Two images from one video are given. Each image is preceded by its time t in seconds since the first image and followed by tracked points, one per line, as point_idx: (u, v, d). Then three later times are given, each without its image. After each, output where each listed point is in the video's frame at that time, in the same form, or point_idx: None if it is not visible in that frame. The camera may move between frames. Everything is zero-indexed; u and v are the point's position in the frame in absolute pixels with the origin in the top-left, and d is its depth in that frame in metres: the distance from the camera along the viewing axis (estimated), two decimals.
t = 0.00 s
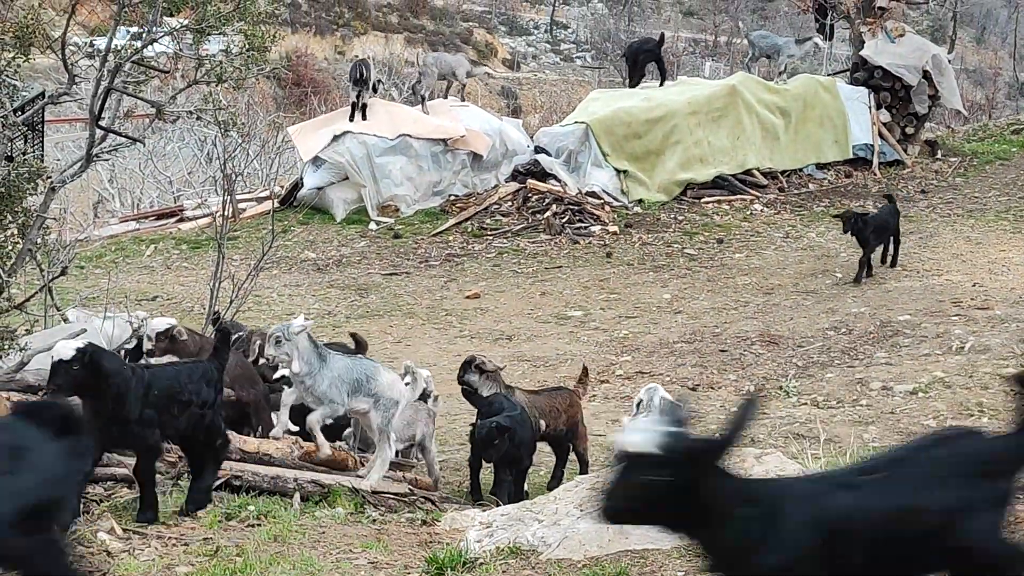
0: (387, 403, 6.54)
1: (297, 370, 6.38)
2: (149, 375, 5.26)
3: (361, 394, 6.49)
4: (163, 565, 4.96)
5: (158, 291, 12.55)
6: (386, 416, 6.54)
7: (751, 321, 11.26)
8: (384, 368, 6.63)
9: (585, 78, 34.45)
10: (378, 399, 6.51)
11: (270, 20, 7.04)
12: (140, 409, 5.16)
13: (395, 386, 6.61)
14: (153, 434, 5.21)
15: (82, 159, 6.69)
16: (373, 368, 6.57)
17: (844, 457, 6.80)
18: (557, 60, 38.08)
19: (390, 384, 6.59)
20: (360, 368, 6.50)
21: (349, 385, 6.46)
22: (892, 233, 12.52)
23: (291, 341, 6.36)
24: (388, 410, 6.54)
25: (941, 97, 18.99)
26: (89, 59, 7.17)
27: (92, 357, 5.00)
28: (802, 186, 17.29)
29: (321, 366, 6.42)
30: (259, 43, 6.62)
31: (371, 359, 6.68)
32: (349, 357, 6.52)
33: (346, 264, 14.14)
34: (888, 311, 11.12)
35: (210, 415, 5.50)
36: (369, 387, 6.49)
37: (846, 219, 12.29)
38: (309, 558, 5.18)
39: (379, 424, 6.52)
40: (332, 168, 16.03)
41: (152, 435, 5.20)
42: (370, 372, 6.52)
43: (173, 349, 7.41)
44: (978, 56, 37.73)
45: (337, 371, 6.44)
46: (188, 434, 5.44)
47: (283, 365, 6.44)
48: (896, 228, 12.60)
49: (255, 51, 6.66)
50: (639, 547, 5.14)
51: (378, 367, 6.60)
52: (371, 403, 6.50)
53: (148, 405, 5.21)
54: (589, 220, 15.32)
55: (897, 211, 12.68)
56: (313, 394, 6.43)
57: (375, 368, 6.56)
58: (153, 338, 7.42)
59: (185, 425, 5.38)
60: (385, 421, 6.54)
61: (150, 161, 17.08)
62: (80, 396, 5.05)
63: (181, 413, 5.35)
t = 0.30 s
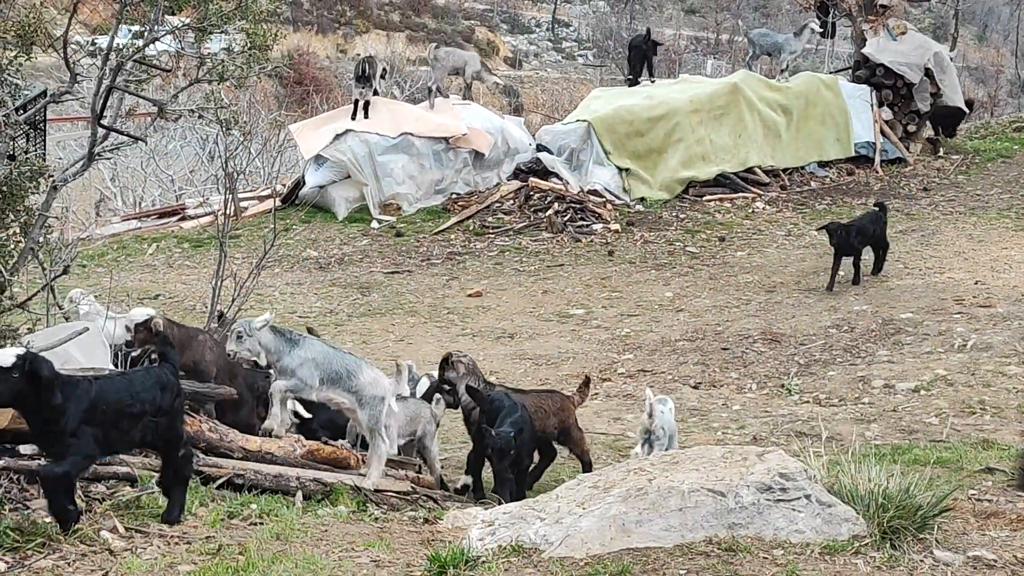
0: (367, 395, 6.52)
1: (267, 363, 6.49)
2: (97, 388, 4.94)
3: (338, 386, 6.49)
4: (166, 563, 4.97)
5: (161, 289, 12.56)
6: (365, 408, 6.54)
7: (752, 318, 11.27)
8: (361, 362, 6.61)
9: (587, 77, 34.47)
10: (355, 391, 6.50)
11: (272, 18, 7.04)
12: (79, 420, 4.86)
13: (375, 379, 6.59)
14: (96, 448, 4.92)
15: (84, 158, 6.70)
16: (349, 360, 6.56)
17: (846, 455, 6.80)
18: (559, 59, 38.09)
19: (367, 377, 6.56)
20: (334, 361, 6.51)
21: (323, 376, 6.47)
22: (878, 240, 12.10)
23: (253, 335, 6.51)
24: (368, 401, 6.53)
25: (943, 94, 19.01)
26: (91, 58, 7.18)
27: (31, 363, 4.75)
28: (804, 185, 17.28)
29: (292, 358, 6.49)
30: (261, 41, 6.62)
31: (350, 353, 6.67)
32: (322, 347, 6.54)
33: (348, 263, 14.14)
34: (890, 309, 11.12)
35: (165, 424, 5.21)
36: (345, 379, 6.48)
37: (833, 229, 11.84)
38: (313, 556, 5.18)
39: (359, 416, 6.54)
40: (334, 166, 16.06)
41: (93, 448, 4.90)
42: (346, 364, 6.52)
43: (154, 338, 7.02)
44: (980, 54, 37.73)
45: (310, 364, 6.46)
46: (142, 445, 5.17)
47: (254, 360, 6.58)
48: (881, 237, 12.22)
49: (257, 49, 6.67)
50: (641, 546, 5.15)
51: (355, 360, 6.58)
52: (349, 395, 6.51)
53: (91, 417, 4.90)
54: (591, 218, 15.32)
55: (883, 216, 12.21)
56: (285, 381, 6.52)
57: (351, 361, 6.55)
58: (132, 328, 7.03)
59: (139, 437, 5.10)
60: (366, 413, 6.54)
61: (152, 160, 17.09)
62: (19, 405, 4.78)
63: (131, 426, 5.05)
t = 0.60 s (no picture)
0: (344, 386, 6.34)
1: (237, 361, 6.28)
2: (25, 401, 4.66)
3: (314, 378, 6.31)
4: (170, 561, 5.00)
5: (164, 287, 12.57)
6: (344, 398, 6.36)
7: (755, 316, 11.25)
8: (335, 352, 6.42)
9: (589, 74, 34.46)
10: (332, 383, 6.31)
11: (275, 16, 7.02)
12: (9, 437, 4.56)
13: (351, 368, 6.40)
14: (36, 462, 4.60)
15: (86, 156, 6.69)
16: (323, 350, 6.38)
17: (848, 452, 6.79)
18: (561, 56, 38.07)
19: (342, 368, 6.37)
20: (307, 352, 6.32)
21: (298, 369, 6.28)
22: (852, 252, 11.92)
23: (219, 339, 6.26)
24: (345, 391, 6.35)
25: (947, 91, 18.98)
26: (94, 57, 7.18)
27: None
28: (806, 182, 17.27)
29: (265, 349, 6.28)
30: (263, 39, 6.61)
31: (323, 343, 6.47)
32: (294, 337, 6.34)
33: (351, 260, 14.14)
34: (893, 306, 11.11)
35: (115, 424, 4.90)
36: (320, 370, 6.29)
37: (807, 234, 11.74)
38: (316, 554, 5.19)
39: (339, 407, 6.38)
40: (337, 163, 16.09)
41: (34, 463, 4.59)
42: (320, 354, 6.33)
43: (157, 324, 7.15)
44: (983, 51, 37.65)
45: (282, 358, 6.27)
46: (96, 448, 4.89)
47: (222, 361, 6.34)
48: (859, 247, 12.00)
49: (259, 47, 6.64)
50: (645, 543, 5.16)
51: (328, 350, 6.39)
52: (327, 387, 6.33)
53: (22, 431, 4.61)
54: (594, 215, 15.31)
55: (853, 223, 12.11)
56: (260, 371, 6.31)
57: (325, 351, 6.36)
58: (140, 306, 7.13)
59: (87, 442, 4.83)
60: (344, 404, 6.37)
61: (155, 157, 17.10)
62: None
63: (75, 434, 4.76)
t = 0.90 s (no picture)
0: (323, 367, 6.62)
1: (215, 354, 6.48)
2: None
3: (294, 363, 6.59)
4: (172, 560, 5.05)
5: (165, 286, 12.58)
6: (323, 379, 6.64)
7: (757, 315, 11.25)
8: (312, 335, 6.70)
9: (591, 73, 34.46)
10: (310, 364, 6.59)
11: (276, 16, 7.02)
12: None
13: (330, 348, 6.67)
14: None
15: (88, 156, 6.70)
16: (300, 334, 6.65)
17: (850, 451, 6.79)
18: (562, 55, 38.05)
19: (320, 347, 6.65)
20: (284, 338, 6.59)
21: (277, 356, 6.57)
22: (815, 256, 11.61)
23: (198, 330, 6.47)
24: (325, 372, 6.63)
25: (947, 90, 18.82)
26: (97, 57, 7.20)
27: None
28: (808, 181, 17.27)
29: (243, 341, 6.53)
30: (265, 38, 6.62)
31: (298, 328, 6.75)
32: (269, 329, 6.61)
33: (353, 259, 14.15)
34: (895, 305, 11.10)
35: None
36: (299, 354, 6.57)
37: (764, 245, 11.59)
38: (317, 553, 5.22)
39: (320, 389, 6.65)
40: (338, 163, 16.09)
41: None
42: (297, 338, 6.61)
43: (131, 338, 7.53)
44: (985, 51, 37.64)
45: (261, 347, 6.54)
46: None
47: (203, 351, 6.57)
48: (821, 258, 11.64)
49: (260, 46, 6.64)
50: (647, 542, 5.17)
51: (304, 334, 6.67)
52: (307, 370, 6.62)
53: None
54: (596, 214, 15.32)
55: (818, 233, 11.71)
56: (240, 364, 6.55)
57: (301, 336, 6.64)
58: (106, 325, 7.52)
59: None
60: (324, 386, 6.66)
61: (156, 156, 17.13)
62: None
63: None
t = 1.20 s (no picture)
0: (301, 355, 6.64)
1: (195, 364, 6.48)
2: None
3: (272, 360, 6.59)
4: (174, 559, 5.06)
5: (167, 284, 12.58)
6: (305, 365, 6.67)
7: (759, 313, 11.24)
8: (282, 327, 6.66)
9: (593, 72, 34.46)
10: (289, 356, 6.60)
11: (278, 14, 7.00)
12: None
13: (303, 335, 6.66)
14: None
15: (90, 154, 6.69)
16: (270, 328, 6.62)
17: (852, 450, 6.78)
18: (564, 54, 38.05)
19: (293, 337, 6.63)
20: (255, 340, 6.55)
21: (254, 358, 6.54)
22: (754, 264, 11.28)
23: (180, 338, 6.51)
24: (305, 359, 6.66)
25: (950, 88, 18.87)
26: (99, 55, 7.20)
27: None
28: (810, 180, 17.27)
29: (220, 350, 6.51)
30: (267, 38, 6.62)
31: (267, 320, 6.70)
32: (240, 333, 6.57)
33: (355, 258, 14.15)
34: (896, 304, 11.10)
35: None
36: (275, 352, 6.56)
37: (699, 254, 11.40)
38: (320, 552, 5.22)
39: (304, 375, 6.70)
40: (340, 162, 16.08)
41: None
42: (268, 333, 6.59)
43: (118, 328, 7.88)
44: (987, 50, 37.65)
45: (235, 352, 6.50)
46: None
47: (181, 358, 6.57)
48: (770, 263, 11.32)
49: (262, 45, 6.63)
50: (649, 541, 5.17)
51: (275, 328, 6.63)
52: (287, 362, 6.64)
53: None
54: (598, 214, 15.32)
55: (768, 240, 11.37)
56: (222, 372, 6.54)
57: (273, 330, 6.61)
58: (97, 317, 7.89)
59: None
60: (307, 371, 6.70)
61: (158, 156, 17.14)
62: None
63: None
